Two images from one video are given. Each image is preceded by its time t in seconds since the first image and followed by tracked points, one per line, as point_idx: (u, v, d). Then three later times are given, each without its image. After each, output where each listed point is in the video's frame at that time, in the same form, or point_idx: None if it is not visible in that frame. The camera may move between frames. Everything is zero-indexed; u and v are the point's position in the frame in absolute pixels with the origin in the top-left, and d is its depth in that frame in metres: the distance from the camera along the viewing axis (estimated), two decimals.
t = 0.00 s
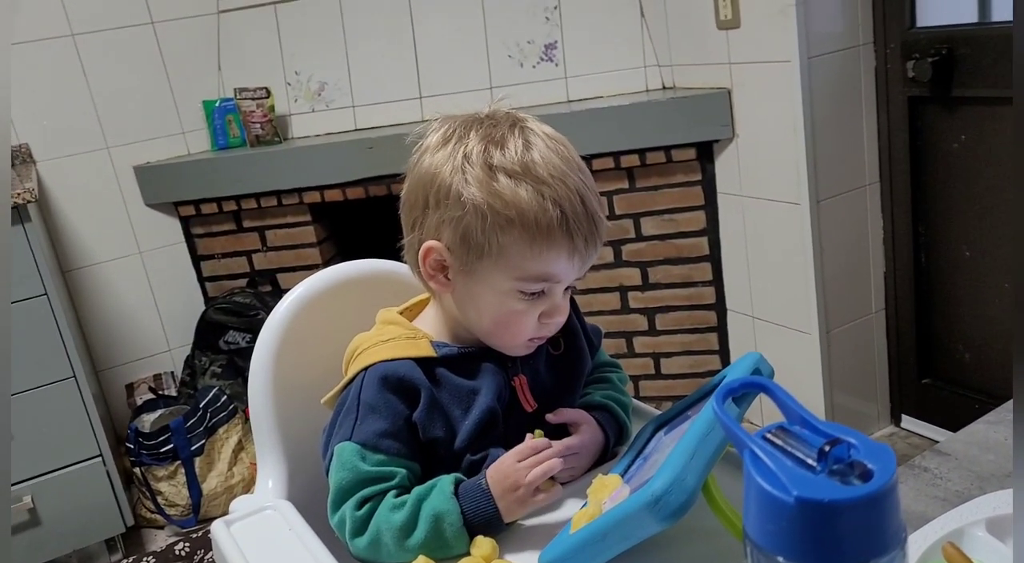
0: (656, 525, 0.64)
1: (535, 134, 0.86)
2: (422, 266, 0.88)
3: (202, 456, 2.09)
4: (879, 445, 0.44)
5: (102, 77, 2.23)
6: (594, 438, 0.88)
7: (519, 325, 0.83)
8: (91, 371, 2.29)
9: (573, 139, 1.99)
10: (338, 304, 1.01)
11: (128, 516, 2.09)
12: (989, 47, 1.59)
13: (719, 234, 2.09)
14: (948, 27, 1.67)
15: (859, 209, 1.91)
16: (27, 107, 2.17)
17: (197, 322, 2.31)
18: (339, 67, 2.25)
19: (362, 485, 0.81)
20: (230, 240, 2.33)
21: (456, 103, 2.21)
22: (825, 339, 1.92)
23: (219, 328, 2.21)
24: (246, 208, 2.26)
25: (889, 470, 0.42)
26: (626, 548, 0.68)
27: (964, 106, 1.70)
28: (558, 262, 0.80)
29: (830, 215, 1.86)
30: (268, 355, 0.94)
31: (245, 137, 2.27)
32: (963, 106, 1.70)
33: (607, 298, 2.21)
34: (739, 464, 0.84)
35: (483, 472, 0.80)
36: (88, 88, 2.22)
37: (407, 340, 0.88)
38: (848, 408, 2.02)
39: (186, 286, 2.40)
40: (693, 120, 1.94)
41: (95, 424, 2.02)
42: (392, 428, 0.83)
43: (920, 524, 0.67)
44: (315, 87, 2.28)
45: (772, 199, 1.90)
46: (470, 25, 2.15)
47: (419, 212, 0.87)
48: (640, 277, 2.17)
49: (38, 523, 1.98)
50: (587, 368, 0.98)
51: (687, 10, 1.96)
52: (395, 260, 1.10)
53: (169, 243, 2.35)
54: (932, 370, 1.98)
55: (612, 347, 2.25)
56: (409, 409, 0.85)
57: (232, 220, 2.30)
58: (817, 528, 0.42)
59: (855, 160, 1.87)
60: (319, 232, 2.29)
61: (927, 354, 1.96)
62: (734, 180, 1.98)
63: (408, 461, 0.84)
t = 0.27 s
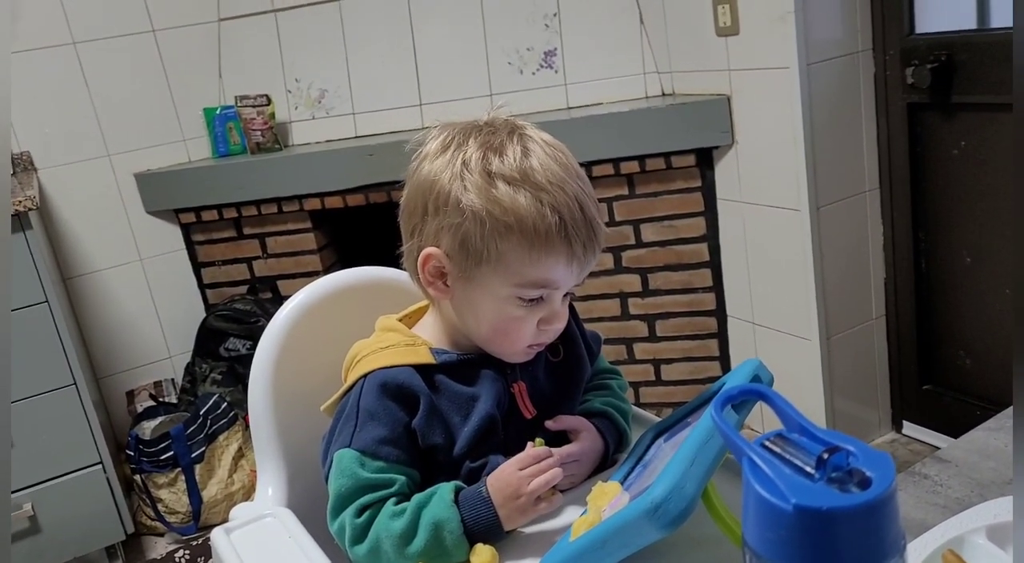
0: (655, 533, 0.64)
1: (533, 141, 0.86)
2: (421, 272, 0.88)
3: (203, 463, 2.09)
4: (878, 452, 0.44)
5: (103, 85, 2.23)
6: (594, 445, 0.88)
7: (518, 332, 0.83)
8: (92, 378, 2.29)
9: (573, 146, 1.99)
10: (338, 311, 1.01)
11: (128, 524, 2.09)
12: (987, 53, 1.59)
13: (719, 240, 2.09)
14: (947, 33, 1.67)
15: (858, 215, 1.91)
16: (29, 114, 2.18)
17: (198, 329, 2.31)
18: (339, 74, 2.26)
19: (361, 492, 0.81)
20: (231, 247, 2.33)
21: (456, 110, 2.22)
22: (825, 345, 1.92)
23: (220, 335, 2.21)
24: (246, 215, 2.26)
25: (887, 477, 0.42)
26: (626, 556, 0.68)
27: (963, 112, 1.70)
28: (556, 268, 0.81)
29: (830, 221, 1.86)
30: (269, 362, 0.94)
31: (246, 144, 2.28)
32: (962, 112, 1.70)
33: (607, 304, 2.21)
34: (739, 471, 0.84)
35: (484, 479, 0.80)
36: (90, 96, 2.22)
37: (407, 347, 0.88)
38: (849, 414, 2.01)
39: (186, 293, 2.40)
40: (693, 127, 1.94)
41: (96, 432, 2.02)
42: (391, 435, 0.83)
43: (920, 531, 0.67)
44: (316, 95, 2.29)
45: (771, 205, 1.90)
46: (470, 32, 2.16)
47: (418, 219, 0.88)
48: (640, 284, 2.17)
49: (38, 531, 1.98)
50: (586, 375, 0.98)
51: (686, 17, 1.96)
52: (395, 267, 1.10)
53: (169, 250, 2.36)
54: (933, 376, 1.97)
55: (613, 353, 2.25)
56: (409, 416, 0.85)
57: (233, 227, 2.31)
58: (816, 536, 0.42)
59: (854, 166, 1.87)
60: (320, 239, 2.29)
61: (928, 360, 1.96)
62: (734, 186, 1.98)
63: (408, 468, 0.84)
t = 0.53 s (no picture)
0: (656, 537, 0.64)
1: (535, 146, 0.86)
2: (421, 275, 0.88)
3: (203, 466, 2.09)
4: (878, 456, 0.44)
5: (104, 88, 2.24)
6: (595, 449, 0.88)
7: (517, 336, 0.83)
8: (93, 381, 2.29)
9: (574, 149, 2.00)
10: (338, 315, 1.01)
11: (129, 527, 2.09)
12: (987, 56, 1.59)
13: (719, 243, 2.09)
14: (947, 36, 1.67)
15: (859, 218, 1.91)
16: (30, 118, 2.18)
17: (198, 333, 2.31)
18: (340, 78, 2.26)
19: (362, 495, 0.81)
20: (231, 250, 2.33)
21: (457, 113, 2.22)
22: (826, 348, 1.92)
23: (220, 338, 2.21)
24: (247, 219, 2.27)
25: (887, 481, 0.42)
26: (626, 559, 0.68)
27: (963, 114, 1.70)
28: (556, 273, 0.81)
29: (831, 223, 1.86)
30: (269, 366, 0.94)
31: (247, 147, 2.28)
32: (963, 114, 1.70)
33: (608, 307, 2.21)
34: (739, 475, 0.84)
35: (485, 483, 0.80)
36: (91, 99, 2.23)
37: (408, 351, 0.88)
38: (850, 417, 2.01)
39: (187, 297, 2.40)
40: (694, 130, 1.95)
41: (97, 435, 2.02)
42: (392, 438, 0.83)
43: (921, 534, 0.67)
44: (316, 98, 2.29)
45: (772, 208, 1.90)
46: (471, 35, 2.16)
47: (419, 221, 0.88)
48: (641, 287, 2.17)
49: (39, 534, 1.98)
50: (586, 378, 0.98)
51: (686, 21, 1.97)
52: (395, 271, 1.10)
53: (170, 254, 2.36)
54: (934, 379, 1.97)
55: (613, 356, 2.25)
56: (410, 420, 0.85)
57: (234, 230, 2.31)
58: (816, 539, 0.42)
59: (854, 169, 1.87)
60: (320, 242, 2.29)
61: (929, 363, 1.96)
62: (734, 189, 1.98)
63: (408, 471, 0.84)
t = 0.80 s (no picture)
0: (656, 536, 0.64)
1: (536, 143, 0.86)
2: (420, 269, 0.88)
3: (204, 466, 2.08)
4: (882, 455, 0.44)
5: (105, 88, 2.24)
6: (596, 448, 0.87)
7: (515, 333, 0.83)
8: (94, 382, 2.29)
9: (575, 149, 2.00)
10: (340, 314, 1.01)
11: (130, 528, 2.09)
12: (989, 55, 1.59)
13: (721, 243, 2.09)
14: (948, 35, 1.67)
15: (860, 217, 1.91)
16: (31, 119, 2.18)
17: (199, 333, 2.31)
18: (341, 78, 2.26)
19: (365, 494, 0.81)
20: (232, 250, 2.33)
21: (458, 113, 2.22)
22: (828, 347, 1.92)
23: (221, 338, 2.21)
24: (248, 219, 2.27)
25: (891, 480, 0.42)
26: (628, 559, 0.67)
27: (965, 114, 1.70)
28: (553, 270, 0.80)
29: (833, 222, 1.86)
30: (270, 367, 0.94)
31: (248, 147, 2.28)
32: (964, 113, 1.70)
33: (609, 307, 2.21)
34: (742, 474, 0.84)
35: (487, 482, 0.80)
36: (92, 99, 2.23)
37: (409, 348, 0.88)
38: (851, 416, 2.01)
39: (188, 297, 2.40)
40: (694, 129, 1.94)
41: (98, 436, 2.02)
42: (395, 436, 0.83)
43: (923, 533, 0.66)
44: (317, 98, 2.29)
45: (773, 208, 1.90)
46: (472, 35, 2.16)
47: (418, 216, 0.88)
48: (642, 286, 2.17)
49: (41, 535, 1.98)
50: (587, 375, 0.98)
51: (686, 20, 1.97)
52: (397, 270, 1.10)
53: (171, 254, 2.36)
54: (936, 378, 1.97)
55: (615, 356, 2.25)
56: (412, 417, 0.85)
57: (235, 230, 2.31)
58: (820, 538, 0.42)
59: (855, 168, 1.87)
60: (321, 242, 2.29)
61: (930, 362, 1.96)
62: (735, 189, 1.98)
63: (411, 469, 0.84)
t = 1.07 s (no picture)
0: (657, 535, 0.64)
1: (529, 141, 0.86)
2: (417, 268, 0.88)
3: (204, 469, 2.08)
4: (883, 454, 0.44)
5: (105, 91, 2.24)
6: (597, 450, 0.87)
7: (511, 331, 0.83)
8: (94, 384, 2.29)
9: (575, 150, 2.00)
10: (339, 316, 1.01)
11: (131, 530, 2.09)
12: (988, 56, 1.59)
13: (721, 244, 2.09)
14: (948, 36, 1.67)
15: (860, 219, 1.91)
16: (31, 121, 2.18)
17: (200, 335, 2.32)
18: (341, 80, 2.26)
19: (377, 477, 0.80)
20: (233, 252, 2.33)
21: (458, 114, 2.22)
22: (828, 349, 1.92)
23: (221, 340, 2.21)
24: (249, 221, 2.27)
25: (892, 479, 0.42)
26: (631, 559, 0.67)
27: (964, 115, 1.70)
28: (548, 268, 0.80)
29: (833, 223, 1.86)
30: (270, 370, 0.94)
31: (248, 149, 2.29)
32: (964, 114, 1.70)
33: (609, 308, 2.21)
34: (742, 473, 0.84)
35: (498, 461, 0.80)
36: (92, 101, 2.23)
37: (411, 343, 0.88)
38: (852, 417, 2.01)
39: (188, 299, 2.40)
40: (693, 131, 1.95)
41: (98, 438, 2.02)
42: (403, 426, 0.84)
43: (923, 533, 0.66)
44: (317, 100, 2.29)
45: (773, 209, 1.90)
46: (472, 37, 2.16)
47: (414, 215, 0.88)
48: (642, 288, 2.17)
49: (41, 537, 1.98)
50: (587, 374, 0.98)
51: (686, 21, 1.97)
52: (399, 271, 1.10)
53: (172, 256, 2.36)
54: (936, 379, 1.97)
55: (615, 357, 2.25)
56: (418, 408, 0.85)
57: (235, 232, 2.31)
58: (822, 538, 0.42)
59: (855, 169, 1.87)
60: (322, 244, 2.29)
61: (931, 363, 1.96)
62: (735, 190, 1.98)
63: (422, 457, 0.84)
